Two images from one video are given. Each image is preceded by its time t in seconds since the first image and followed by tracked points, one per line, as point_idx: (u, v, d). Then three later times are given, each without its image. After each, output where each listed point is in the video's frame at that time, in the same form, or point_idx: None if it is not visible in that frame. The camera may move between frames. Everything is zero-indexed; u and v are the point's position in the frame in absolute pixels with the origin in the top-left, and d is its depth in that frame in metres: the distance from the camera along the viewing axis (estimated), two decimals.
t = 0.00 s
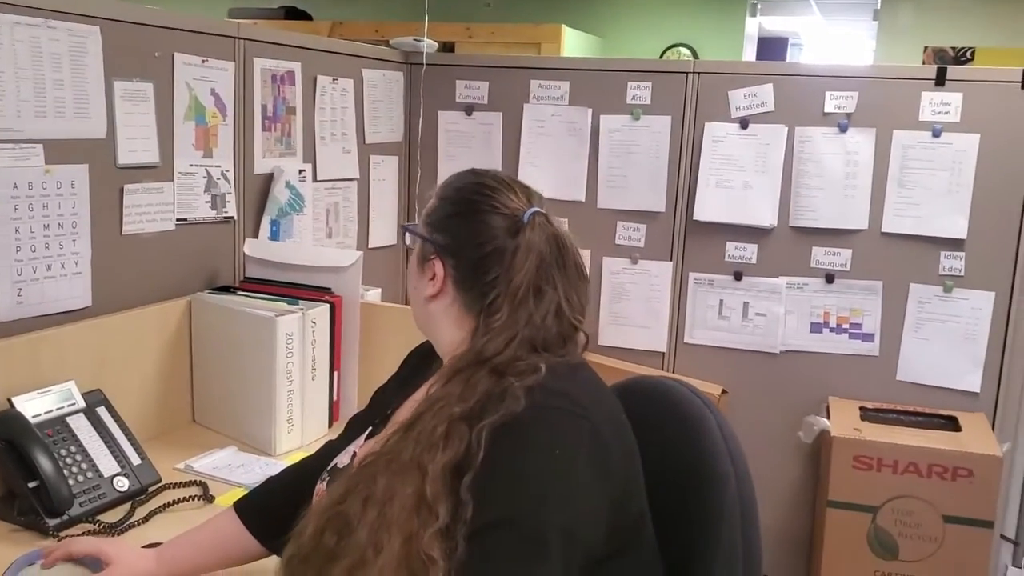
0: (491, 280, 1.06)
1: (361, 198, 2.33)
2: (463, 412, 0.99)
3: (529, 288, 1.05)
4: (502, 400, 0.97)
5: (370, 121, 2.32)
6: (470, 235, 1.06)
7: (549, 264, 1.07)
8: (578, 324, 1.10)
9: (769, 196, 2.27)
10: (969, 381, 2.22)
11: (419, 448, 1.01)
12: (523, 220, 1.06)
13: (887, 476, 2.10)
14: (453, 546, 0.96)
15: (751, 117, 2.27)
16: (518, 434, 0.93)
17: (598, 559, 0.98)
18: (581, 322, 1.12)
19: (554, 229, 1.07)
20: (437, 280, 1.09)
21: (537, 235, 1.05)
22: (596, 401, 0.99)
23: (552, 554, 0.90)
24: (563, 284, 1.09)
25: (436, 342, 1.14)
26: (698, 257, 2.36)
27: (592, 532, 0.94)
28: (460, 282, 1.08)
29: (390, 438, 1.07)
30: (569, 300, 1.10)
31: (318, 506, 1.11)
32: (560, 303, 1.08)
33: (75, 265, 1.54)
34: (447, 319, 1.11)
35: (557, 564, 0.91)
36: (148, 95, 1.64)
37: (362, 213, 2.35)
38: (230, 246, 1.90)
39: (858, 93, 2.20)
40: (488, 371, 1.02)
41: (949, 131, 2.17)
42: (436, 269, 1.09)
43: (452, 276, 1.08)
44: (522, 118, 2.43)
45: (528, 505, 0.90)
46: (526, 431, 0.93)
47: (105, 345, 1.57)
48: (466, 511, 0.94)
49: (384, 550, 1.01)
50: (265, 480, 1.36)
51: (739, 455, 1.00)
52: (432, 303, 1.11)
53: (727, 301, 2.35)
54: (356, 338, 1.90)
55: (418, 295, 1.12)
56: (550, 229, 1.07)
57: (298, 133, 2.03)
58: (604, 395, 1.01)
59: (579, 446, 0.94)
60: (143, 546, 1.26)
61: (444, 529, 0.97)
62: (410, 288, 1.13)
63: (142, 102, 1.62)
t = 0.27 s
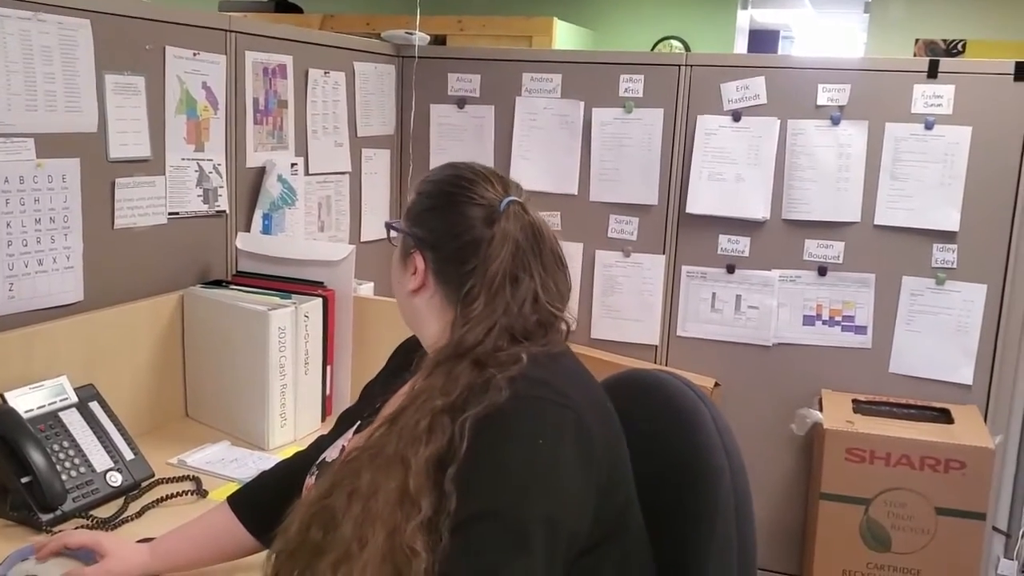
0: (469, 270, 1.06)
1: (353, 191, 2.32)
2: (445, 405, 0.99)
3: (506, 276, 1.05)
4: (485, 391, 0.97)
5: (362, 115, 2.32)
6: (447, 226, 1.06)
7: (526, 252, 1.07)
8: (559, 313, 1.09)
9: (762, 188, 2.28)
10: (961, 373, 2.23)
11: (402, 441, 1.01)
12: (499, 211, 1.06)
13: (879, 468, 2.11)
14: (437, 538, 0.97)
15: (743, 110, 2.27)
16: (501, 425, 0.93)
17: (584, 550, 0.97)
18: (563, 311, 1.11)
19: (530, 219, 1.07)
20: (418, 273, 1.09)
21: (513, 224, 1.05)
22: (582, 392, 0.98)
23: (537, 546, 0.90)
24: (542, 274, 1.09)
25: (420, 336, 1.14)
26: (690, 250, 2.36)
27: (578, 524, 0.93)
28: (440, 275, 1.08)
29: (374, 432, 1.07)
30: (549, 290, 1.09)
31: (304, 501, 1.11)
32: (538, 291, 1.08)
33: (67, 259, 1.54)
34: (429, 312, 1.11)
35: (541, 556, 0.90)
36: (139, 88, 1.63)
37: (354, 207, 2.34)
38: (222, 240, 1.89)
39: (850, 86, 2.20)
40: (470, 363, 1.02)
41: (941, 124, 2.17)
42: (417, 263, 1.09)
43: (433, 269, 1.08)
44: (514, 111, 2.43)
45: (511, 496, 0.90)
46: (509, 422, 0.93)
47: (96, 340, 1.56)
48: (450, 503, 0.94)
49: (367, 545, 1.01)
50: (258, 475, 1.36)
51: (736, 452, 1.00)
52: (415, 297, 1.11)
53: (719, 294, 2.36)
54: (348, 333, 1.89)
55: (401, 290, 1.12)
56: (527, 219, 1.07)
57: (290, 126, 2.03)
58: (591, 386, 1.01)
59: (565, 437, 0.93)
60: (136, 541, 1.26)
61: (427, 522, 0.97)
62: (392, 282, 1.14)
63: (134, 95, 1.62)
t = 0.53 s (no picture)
0: (461, 264, 1.05)
1: (349, 187, 2.32)
2: (439, 400, 1.00)
3: (498, 270, 1.05)
4: (479, 385, 0.97)
5: (359, 111, 2.31)
6: (439, 220, 1.06)
7: (518, 246, 1.07)
8: (551, 308, 1.09)
9: (758, 184, 2.28)
10: (957, 368, 2.24)
11: (396, 436, 1.02)
12: (491, 204, 1.06)
13: (876, 463, 2.12)
14: (429, 533, 0.97)
15: (740, 105, 2.27)
16: (495, 419, 0.93)
17: (578, 544, 0.98)
18: (555, 306, 1.11)
19: (522, 212, 1.07)
20: (411, 268, 1.09)
21: (504, 218, 1.05)
22: (576, 387, 0.99)
23: (529, 539, 0.90)
24: (535, 268, 1.09)
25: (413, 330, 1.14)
26: (687, 246, 2.36)
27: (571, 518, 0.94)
28: (433, 269, 1.08)
29: (369, 428, 1.07)
30: (542, 282, 1.10)
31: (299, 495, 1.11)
32: (530, 285, 1.07)
33: (64, 256, 1.54)
34: (423, 307, 1.11)
35: (533, 550, 0.90)
36: (136, 84, 1.63)
37: (351, 203, 2.34)
38: (219, 236, 1.89)
39: (846, 82, 2.21)
40: (463, 358, 1.02)
41: (937, 119, 2.17)
42: (410, 257, 1.09)
43: (426, 263, 1.08)
44: (511, 107, 2.43)
45: (504, 490, 0.90)
46: (503, 416, 0.93)
47: (93, 337, 1.56)
48: (444, 496, 0.94)
49: (361, 540, 1.01)
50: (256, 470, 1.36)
51: (732, 446, 0.99)
52: (408, 292, 1.11)
53: (716, 289, 2.36)
54: (345, 329, 1.90)
55: (395, 285, 1.12)
56: (519, 213, 1.07)
57: (287, 122, 2.02)
58: (585, 382, 1.01)
59: (559, 431, 0.94)
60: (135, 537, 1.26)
61: (421, 517, 0.97)
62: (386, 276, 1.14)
63: (131, 92, 1.61)
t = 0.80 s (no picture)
0: (462, 262, 1.06)
1: (345, 184, 2.31)
2: (440, 398, 1.00)
3: (501, 269, 1.05)
4: (481, 383, 0.98)
5: (354, 107, 2.31)
6: (441, 217, 1.06)
7: (522, 245, 1.07)
8: (552, 306, 1.10)
9: (753, 180, 2.28)
10: (951, 364, 2.24)
11: (398, 434, 1.02)
12: (494, 202, 1.06)
13: (870, 459, 2.13)
14: (430, 531, 0.97)
15: (736, 102, 2.28)
16: (498, 417, 0.94)
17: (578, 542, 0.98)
18: (556, 304, 1.11)
19: (526, 211, 1.07)
20: (411, 265, 1.09)
21: (507, 217, 1.05)
22: (576, 386, 0.99)
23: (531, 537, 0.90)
24: (537, 267, 1.09)
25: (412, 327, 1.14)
26: (682, 242, 2.36)
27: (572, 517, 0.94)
28: (435, 266, 1.07)
29: (370, 426, 1.08)
30: (543, 281, 1.10)
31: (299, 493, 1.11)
32: (533, 284, 1.08)
33: (59, 253, 1.53)
34: (423, 304, 1.11)
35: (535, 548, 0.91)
36: (131, 81, 1.62)
37: (347, 199, 2.33)
38: (214, 233, 1.89)
39: (841, 78, 2.21)
40: (465, 356, 1.03)
41: (932, 116, 2.18)
42: (411, 255, 1.09)
43: (427, 260, 1.08)
44: (506, 103, 2.43)
45: (507, 487, 0.91)
46: (505, 415, 0.94)
47: (88, 334, 1.56)
48: (445, 495, 0.94)
49: (362, 538, 1.01)
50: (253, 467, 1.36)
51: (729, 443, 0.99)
52: (409, 289, 1.11)
53: (711, 286, 2.36)
54: (341, 325, 1.90)
55: (394, 283, 1.12)
56: (523, 211, 1.07)
57: (282, 119, 2.02)
58: (585, 381, 1.01)
59: (560, 430, 0.94)
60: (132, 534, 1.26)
61: (422, 515, 0.97)
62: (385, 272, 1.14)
63: (125, 88, 1.61)
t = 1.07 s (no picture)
0: (502, 266, 1.05)
1: (345, 182, 2.31)
2: (467, 397, 1.00)
3: (544, 274, 1.05)
4: (502, 390, 0.98)
5: (355, 105, 2.31)
6: (482, 220, 1.05)
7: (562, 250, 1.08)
8: (582, 309, 1.11)
9: (754, 179, 2.29)
10: (952, 363, 2.25)
11: (423, 429, 1.01)
12: (536, 206, 1.06)
13: (871, 458, 2.13)
14: (447, 530, 0.97)
15: (736, 100, 2.28)
16: (516, 424, 0.95)
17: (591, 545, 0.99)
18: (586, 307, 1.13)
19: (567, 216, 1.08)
20: (445, 269, 1.08)
21: (552, 222, 1.05)
22: (588, 390, 1.00)
23: (549, 542, 0.92)
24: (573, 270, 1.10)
25: (432, 330, 1.13)
26: (683, 241, 2.37)
27: (586, 518, 0.95)
28: (471, 269, 1.06)
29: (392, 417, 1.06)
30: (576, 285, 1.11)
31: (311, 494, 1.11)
32: (573, 290, 1.09)
33: (61, 251, 1.54)
34: (453, 306, 1.10)
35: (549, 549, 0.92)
36: (132, 79, 1.62)
37: (347, 198, 2.34)
38: (216, 231, 1.89)
39: (842, 77, 2.21)
40: (496, 356, 1.03)
41: (932, 115, 2.18)
42: (445, 258, 1.07)
43: (463, 264, 1.07)
44: (507, 102, 2.43)
45: (524, 492, 0.92)
46: (526, 424, 0.95)
47: (90, 333, 1.56)
48: (463, 499, 0.95)
49: (384, 531, 1.00)
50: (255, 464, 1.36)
51: (732, 441, 1.00)
52: (438, 291, 1.09)
53: (712, 284, 2.37)
54: (343, 324, 1.90)
55: (421, 284, 1.10)
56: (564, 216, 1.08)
57: (283, 117, 2.02)
58: (597, 385, 1.03)
59: (577, 437, 0.95)
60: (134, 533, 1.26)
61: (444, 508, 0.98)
62: (409, 275, 1.11)
63: (127, 87, 1.61)
